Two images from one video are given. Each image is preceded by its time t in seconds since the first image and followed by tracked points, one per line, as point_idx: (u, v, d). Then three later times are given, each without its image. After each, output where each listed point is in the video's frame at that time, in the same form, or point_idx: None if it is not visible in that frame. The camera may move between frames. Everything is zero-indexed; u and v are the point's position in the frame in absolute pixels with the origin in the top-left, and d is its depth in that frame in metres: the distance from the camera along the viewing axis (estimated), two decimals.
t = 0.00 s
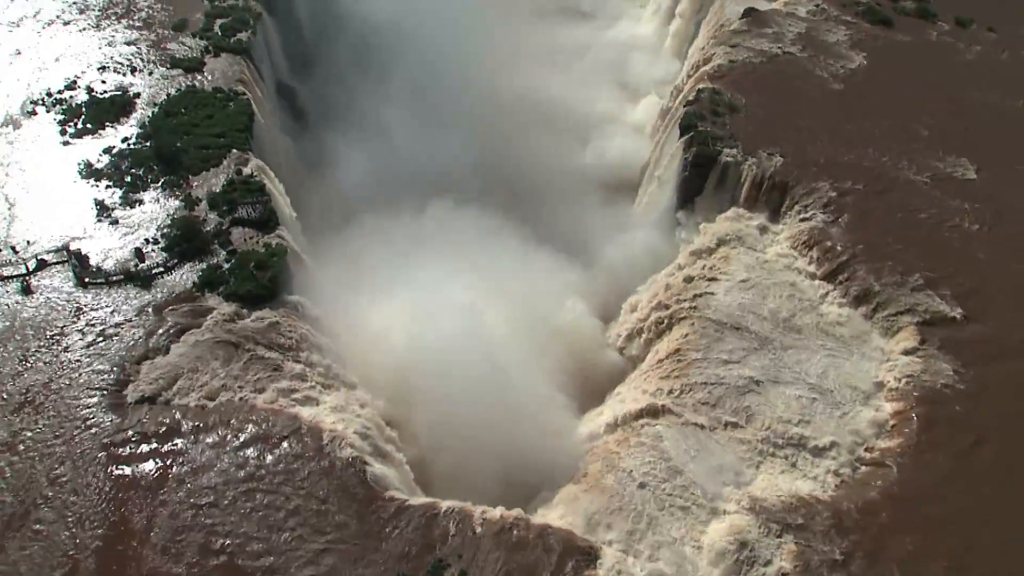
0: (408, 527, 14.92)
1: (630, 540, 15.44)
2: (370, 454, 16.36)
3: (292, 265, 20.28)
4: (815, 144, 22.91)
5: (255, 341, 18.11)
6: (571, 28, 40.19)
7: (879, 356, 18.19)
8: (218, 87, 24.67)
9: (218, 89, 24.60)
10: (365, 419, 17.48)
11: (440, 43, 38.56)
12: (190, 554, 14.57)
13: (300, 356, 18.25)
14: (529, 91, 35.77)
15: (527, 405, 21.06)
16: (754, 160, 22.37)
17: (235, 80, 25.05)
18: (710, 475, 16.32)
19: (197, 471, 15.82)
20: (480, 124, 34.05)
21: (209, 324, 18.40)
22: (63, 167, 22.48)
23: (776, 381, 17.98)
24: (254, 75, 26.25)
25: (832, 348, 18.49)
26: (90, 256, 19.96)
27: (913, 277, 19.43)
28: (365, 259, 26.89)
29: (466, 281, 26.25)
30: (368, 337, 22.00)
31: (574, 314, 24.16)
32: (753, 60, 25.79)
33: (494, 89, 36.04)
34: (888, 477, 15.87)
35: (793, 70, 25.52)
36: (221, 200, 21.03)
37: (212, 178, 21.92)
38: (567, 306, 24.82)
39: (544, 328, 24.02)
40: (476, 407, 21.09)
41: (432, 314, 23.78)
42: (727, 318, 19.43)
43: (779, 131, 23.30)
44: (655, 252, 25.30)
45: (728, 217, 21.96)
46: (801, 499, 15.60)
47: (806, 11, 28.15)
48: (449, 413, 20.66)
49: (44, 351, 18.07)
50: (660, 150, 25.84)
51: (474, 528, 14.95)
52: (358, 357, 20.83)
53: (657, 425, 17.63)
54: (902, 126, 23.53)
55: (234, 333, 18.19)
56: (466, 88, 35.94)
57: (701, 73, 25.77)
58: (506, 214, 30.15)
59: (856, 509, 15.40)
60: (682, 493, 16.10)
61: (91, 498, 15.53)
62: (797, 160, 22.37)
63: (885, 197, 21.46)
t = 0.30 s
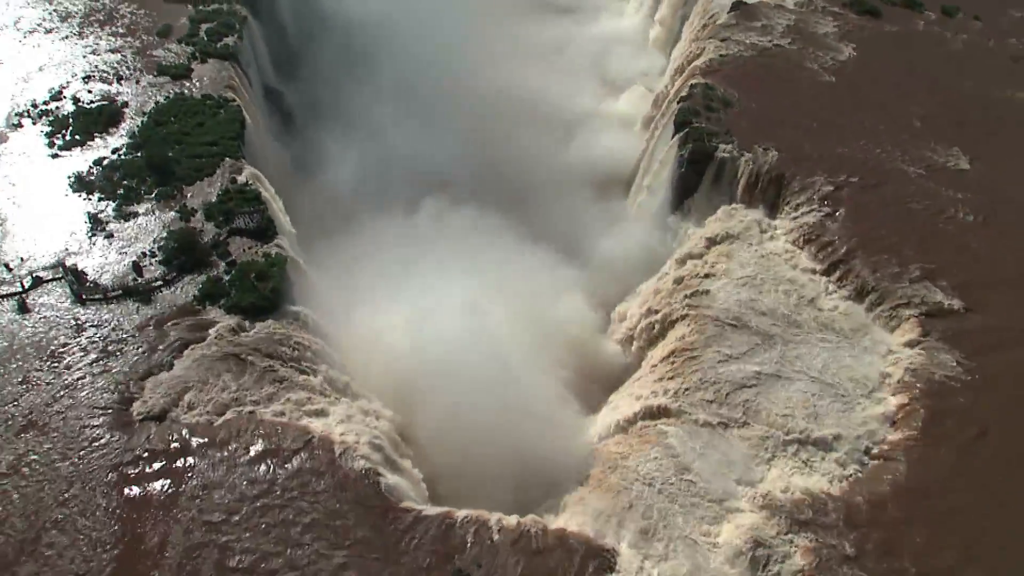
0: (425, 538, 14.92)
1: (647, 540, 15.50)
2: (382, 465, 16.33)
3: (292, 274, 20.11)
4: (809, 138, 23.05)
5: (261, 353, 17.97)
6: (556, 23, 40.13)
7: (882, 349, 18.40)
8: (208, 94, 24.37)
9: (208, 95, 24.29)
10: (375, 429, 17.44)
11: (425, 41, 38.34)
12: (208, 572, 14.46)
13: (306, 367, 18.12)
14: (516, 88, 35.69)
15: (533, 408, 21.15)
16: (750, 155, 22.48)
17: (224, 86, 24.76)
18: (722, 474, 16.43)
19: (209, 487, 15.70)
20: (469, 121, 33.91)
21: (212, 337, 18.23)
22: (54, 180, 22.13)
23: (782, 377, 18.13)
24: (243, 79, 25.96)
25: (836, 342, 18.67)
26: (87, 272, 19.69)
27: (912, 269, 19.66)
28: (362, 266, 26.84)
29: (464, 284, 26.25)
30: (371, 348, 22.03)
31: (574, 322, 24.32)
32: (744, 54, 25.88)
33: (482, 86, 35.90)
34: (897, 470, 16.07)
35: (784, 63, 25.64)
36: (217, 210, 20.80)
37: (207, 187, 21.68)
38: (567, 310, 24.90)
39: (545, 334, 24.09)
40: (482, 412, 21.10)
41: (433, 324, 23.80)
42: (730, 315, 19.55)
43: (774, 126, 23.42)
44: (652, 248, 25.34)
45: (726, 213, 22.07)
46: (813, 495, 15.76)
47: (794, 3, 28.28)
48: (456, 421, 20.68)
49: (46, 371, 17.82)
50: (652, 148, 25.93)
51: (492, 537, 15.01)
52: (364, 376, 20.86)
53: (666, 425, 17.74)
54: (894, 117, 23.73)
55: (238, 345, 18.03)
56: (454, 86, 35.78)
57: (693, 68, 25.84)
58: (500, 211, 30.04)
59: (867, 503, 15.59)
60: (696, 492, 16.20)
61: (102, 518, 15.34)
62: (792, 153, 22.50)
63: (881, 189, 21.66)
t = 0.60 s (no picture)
0: (445, 547, 14.96)
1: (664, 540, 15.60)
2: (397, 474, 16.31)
3: (294, 283, 19.97)
4: (804, 130, 23.19)
5: (267, 364, 17.84)
6: (542, 17, 40.04)
7: (886, 341, 18.60)
8: (199, 100, 24.08)
9: (199, 102, 24.00)
10: (386, 437, 17.39)
11: (411, 37, 38.08)
12: None
13: (313, 377, 18.02)
14: (505, 83, 35.56)
15: (541, 416, 21.48)
16: (747, 149, 22.55)
17: (215, 92, 24.50)
18: (737, 472, 16.53)
19: (223, 503, 15.59)
20: (459, 118, 33.75)
21: (218, 349, 18.07)
22: (47, 192, 21.81)
23: (789, 372, 18.26)
24: (232, 83, 25.67)
25: (841, 335, 18.83)
26: (86, 287, 19.44)
27: (912, 260, 19.86)
28: (360, 273, 26.83)
29: (464, 288, 26.34)
30: (374, 361, 22.22)
31: (577, 324, 24.62)
32: (737, 47, 26.00)
33: (471, 82, 35.72)
34: (907, 461, 16.27)
35: (776, 55, 25.79)
36: (215, 220, 20.59)
37: (203, 196, 21.44)
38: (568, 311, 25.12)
39: (548, 337, 24.50)
40: (491, 422, 21.41)
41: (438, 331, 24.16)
42: (734, 310, 19.65)
43: (769, 119, 23.54)
44: (649, 243, 25.37)
45: (725, 208, 22.15)
46: (826, 489, 15.92)
47: None
48: (468, 433, 20.94)
49: (50, 390, 17.59)
50: (646, 145, 26.01)
51: (511, 543, 15.07)
52: (374, 387, 21.30)
53: (676, 424, 17.86)
54: (887, 108, 23.92)
55: (245, 357, 17.89)
56: (442, 82, 35.58)
57: (685, 62, 25.92)
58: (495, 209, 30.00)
59: (878, 496, 15.76)
60: (708, 490, 16.31)
61: (116, 539, 15.18)
62: (789, 146, 22.61)
63: (878, 181, 21.83)
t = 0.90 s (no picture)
0: (466, 554, 15.03)
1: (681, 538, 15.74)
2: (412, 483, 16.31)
3: (297, 291, 19.83)
4: (801, 122, 23.30)
5: (276, 375, 17.73)
6: (528, 10, 39.88)
7: (890, 332, 18.80)
8: (191, 107, 23.81)
9: (191, 108, 23.71)
10: (398, 445, 17.38)
11: (397, 34, 37.80)
12: None
13: (322, 386, 17.95)
14: (495, 78, 35.41)
15: (551, 416, 21.49)
16: (745, 142, 22.64)
17: (207, 98, 24.23)
18: (750, 469, 16.66)
19: (240, 518, 15.53)
20: (449, 115, 33.59)
21: (225, 362, 17.93)
22: (41, 206, 21.51)
23: (796, 366, 18.42)
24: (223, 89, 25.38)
25: (846, 328, 18.99)
26: (87, 303, 19.22)
27: (912, 251, 20.05)
28: (360, 277, 26.67)
29: (465, 290, 26.30)
30: (380, 365, 22.08)
31: (580, 323, 24.70)
32: (729, 40, 26.07)
33: (459, 78, 35.52)
34: (916, 452, 16.48)
35: (769, 47, 25.89)
36: (215, 229, 20.40)
37: (201, 206, 21.22)
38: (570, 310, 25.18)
39: (550, 335, 24.57)
40: (502, 423, 21.35)
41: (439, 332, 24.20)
42: (738, 306, 19.77)
43: (765, 111, 23.64)
44: (648, 237, 25.42)
45: (724, 202, 22.23)
46: (839, 483, 16.11)
47: None
48: (480, 434, 20.84)
49: (56, 409, 17.41)
50: (642, 139, 26.05)
51: (531, 548, 15.15)
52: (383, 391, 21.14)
53: (687, 421, 17.98)
54: (881, 97, 24.08)
55: (253, 369, 17.77)
56: (431, 79, 35.36)
57: (679, 56, 26.01)
58: (491, 207, 29.93)
59: (890, 488, 15.97)
60: (722, 487, 16.44)
61: (133, 559, 15.07)
62: (785, 139, 22.72)
63: (875, 172, 21.99)
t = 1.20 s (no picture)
0: (487, 562, 15.14)
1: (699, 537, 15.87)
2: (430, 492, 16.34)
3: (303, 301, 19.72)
4: (798, 114, 23.38)
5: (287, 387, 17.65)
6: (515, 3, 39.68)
7: (895, 324, 18.98)
8: (185, 115, 23.55)
9: (185, 117, 23.46)
10: (413, 452, 17.38)
11: (385, 31, 37.47)
12: None
13: (333, 396, 17.89)
14: (485, 74, 35.26)
15: (559, 414, 21.46)
16: (744, 137, 22.74)
17: (201, 106, 23.97)
18: (763, 465, 16.80)
19: (259, 534, 15.51)
20: (441, 113, 33.42)
21: (234, 375, 17.84)
22: (38, 221, 21.26)
23: (804, 361, 18.56)
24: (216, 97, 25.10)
25: (851, 320, 19.14)
26: (91, 320, 19.03)
27: (914, 241, 20.22)
28: (360, 282, 26.54)
29: (466, 292, 26.30)
30: (387, 372, 21.96)
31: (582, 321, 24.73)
32: (723, 33, 26.09)
33: (449, 74, 35.31)
34: (927, 444, 16.69)
35: (762, 39, 25.94)
36: (217, 240, 20.24)
37: (201, 216, 21.04)
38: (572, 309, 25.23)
39: (554, 335, 24.60)
40: (510, 424, 21.30)
41: (444, 333, 24.23)
42: (744, 302, 19.88)
43: (762, 105, 23.72)
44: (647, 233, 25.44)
45: (725, 196, 22.31)
46: (851, 477, 16.30)
47: None
48: (491, 439, 20.78)
49: (66, 429, 17.27)
50: (639, 134, 26.07)
51: (552, 553, 15.27)
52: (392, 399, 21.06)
53: (698, 419, 18.09)
54: (876, 87, 24.19)
55: (263, 382, 17.69)
56: (421, 77, 35.14)
57: (672, 50, 26.03)
58: (487, 207, 29.90)
59: (902, 480, 16.18)
60: (737, 484, 16.57)
61: None
62: (783, 132, 22.82)
63: (873, 163, 22.13)
